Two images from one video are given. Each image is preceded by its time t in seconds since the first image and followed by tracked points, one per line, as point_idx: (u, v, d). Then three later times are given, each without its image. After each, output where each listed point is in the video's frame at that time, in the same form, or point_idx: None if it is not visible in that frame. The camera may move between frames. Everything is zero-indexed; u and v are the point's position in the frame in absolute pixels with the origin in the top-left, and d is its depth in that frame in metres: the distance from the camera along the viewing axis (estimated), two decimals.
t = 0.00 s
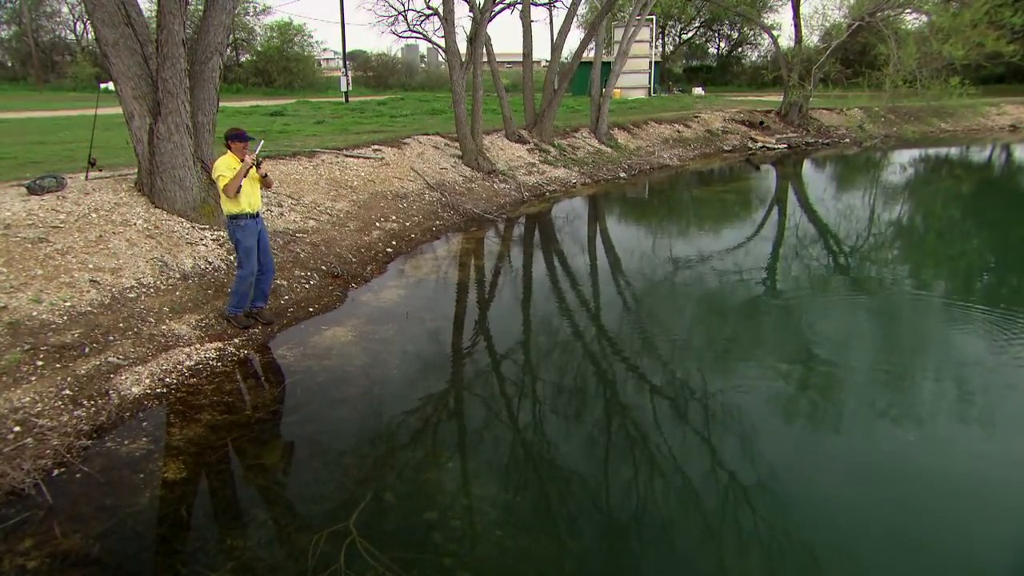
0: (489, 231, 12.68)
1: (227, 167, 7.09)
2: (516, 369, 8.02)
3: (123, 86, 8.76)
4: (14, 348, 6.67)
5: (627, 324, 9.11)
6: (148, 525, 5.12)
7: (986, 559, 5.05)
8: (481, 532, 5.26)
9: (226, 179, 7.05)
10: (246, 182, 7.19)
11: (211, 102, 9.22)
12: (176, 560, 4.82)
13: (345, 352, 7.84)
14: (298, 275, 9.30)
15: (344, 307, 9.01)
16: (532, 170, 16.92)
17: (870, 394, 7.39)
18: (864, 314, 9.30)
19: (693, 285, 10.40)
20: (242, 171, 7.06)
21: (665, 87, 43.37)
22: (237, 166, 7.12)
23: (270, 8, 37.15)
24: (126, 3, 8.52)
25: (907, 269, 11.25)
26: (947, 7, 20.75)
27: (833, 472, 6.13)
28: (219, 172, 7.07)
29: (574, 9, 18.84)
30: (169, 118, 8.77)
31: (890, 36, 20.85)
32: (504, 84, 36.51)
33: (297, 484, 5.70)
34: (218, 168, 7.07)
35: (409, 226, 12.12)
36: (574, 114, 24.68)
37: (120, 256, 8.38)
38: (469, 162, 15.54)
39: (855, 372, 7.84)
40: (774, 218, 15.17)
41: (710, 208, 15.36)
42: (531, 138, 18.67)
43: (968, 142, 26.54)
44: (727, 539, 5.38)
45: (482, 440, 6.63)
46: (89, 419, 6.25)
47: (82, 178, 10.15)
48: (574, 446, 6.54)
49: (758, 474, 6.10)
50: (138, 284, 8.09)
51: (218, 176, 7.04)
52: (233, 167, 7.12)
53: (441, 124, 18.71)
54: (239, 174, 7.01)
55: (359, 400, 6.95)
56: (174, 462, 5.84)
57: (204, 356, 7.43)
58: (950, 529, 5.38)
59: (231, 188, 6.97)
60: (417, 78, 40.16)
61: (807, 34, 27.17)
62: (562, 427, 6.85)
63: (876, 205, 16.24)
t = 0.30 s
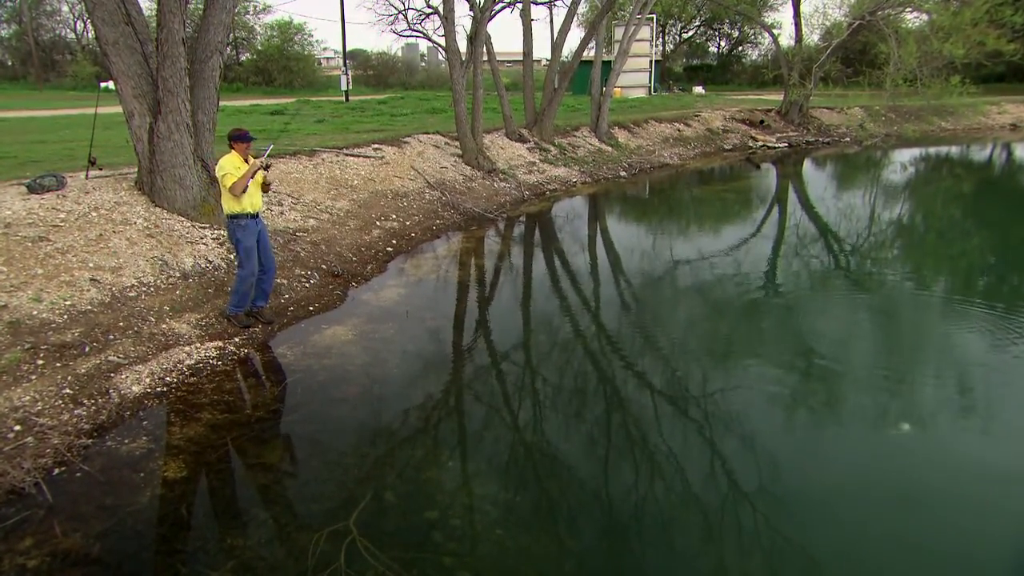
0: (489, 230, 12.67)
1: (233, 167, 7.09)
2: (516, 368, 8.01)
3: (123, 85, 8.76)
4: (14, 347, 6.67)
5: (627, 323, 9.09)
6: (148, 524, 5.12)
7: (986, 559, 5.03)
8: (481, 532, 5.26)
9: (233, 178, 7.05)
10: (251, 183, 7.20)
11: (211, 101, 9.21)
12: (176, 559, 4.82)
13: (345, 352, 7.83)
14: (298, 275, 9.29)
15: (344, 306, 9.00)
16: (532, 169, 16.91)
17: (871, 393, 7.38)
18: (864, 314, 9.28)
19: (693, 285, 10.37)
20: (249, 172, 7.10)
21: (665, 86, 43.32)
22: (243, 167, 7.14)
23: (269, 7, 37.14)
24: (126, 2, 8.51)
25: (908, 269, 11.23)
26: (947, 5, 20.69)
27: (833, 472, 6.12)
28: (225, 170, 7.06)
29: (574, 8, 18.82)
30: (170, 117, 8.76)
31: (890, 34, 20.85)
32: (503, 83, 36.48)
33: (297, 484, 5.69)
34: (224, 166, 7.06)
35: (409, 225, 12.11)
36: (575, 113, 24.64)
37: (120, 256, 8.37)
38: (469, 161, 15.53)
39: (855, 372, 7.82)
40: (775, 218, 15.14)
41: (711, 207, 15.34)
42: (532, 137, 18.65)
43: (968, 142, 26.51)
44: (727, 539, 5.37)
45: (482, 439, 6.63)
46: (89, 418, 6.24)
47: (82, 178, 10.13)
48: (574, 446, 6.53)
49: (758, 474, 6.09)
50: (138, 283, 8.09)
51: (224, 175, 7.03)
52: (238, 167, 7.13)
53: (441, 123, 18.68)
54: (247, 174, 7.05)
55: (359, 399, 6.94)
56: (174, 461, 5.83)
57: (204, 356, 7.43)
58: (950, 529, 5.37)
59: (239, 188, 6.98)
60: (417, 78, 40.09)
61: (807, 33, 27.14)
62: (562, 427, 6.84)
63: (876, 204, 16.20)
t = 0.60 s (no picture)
0: (490, 230, 12.66)
1: (236, 165, 7.09)
2: (516, 367, 8.01)
3: (123, 85, 8.75)
4: (14, 347, 6.67)
5: (628, 323, 9.08)
6: (149, 523, 5.12)
7: (988, 558, 5.04)
8: (482, 531, 5.26)
9: (236, 175, 7.06)
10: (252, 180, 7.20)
11: (212, 101, 9.21)
12: (177, 558, 4.82)
13: (346, 351, 7.84)
14: (298, 274, 9.29)
15: (345, 306, 9.00)
16: (533, 169, 16.90)
17: (871, 393, 7.37)
18: (865, 313, 9.27)
19: (694, 284, 10.36)
20: (252, 171, 7.11)
21: (666, 86, 43.27)
22: (245, 165, 7.14)
23: (270, 7, 37.12)
24: (126, 1, 8.50)
25: (909, 268, 11.22)
26: (948, 4, 20.58)
27: (835, 471, 6.12)
28: (228, 168, 7.06)
29: (575, 7, 18.79)
30: (170, 117, 8.77)
31: (891, 34, 20.82)
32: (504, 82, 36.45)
33: (298, 484, 5.69)
34: (228, 163, 7.06)
35: (410, 225, 12.10)
36: (576, 113, 24.60)
37: (120, 255, 8.36)
38: (469, 161, 15.52)
39: (856, 371, 7.81)
40: (775, 217, 15.12)
41: (711, 207, 15.33)
42: (532, 136, 18.63)
43: (969, 141, 26.48)
44: (727, 539, 5.36)
45: (482, 438, 6.62)
46: (90, 418, 6.24)
47: (83, 177, 10.12)
48: (575, 446, 6.52)
49: (759, 474, 6.08)
50: (139, 283, 8.08)
51: (227, 172, 7.03)
52: (241, 165, 7.13)
53: (442, 123, 18.67)
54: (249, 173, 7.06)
55: (360, 399, 6.94)
56: (175, 461, 5.83)
57: (205, 356, 7.42)
58: (951, 529, 5.36)
59: (241, 186, 6.99)
60: (417, 77, 40.02)
61: (808, 32, 27.07)
62: (563, 427, 6.83)
63: (877, 204, 16.17)
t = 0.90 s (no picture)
0: (493, 230, 12.67)
1: (241, 163, 7.10)
2: (519, 367, 8.01)
3: (127, 85, 8.77)
4: (19, 346, 6.69)
5: (630, 324, 9.08)
6: (153, 523, 5.14)
7: (992, 559, 5.03)
8: (485, 531, 5.27)
9: (240, 173, 7.06)
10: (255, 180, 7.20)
11: (216, 101, 9.24)
12: (180, 558, 4.83)
13: (349, 351, 7.85)
14: (302, 274, 9.29)
15: (348, 306, 9.01)
16: (536, 169, 16.89)
17: (875, 394, 7.35)
18: (868, 314, 9.26)
19: (697, 285, 10.36)
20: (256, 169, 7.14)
21: (669, 86, 43.24)
22: (249, 165, 7.14)
23: (273, 7, 37.19)
24: (130, 2, 8.52)
25: (912, 269, 11.21)
26: (952, 4, 20.41)
27: (838, 472, 6.11)
28: (232, 167, 7.06)
29: (578, 8, 18.77)
30: (174, 117, 8.80)
31: (895, 34, 20.84)
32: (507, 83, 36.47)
33: (301, 484, 5.70)
34: (233, 161, 7.07)
35: (413, 225, 12.11)
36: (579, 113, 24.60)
37: (125, 255, 8.38)
38: (473, 161, 15.54)
39: (860, 372, 7.80)
40: (779, 218, 15.11)
41: (714, 207, 15.31)
42: (535, 137, 18.62)
43: (973, 142, 26.45)
44: (730, 539, 5.37)
45: (485, 438, 6.63)
46: (94, 417, 6.27)
47: (87, 178, 10.15)
48: (578, 446, 6.53)
49: (762, 474, 6.08)
50: (143, 283, 8.10)
51: (232, 170, 7.04)
52: (246, 164, 7.14)
53: (445, 123, 18.69)
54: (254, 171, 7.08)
55: (363, 399, 6.95)
56: (179, 461, 5.85)
57: (209, 355, 7.44)
58: (953, 530, 5.35)
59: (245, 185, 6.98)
60: (421, 78, 40.02)
61: (812, 33, 27.01)
62: (565, 427, 6.83)
63: (881, 205, 16.16)
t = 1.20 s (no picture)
0: (496, 230, 12.68)
1: (243, 165, 7.11)
2: (522, 367, 8.01)
3: (132, 85, 8.78)
4: (23, 346, 6.71)
5: (633, 324, 9.07)
6: (156, 522, 5.15)
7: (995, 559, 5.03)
8: (488, 531, 5.27)
9: (244, 175, 7.07)
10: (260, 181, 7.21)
11: (219, 101, 9.25)
12: (184, 558, 4.84)
13: (352, 351, 7.85)
14: (305, 274, 9.30)
15: (351, 306, 9.02)
16: (539, 169, 16.89)
17: (878, 394, 7.34)
18: (872, 314, 9.25)
19: (700, 285, 10.36)
20: (259, 170, 7.13)
21: (672, 86, 43.23)
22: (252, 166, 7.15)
23: (277, 8, 37.25)
24: (134, 2, 8.53)
25: (916, 269, 11.21)
26: (957, 4, 20.23)
27: (840, 472, 6.11)
28: (237, 168, 7.07)
29: (582, 8, 18.76)
30: (177, 117, 8.81)
31: (899, 33, 20.88)
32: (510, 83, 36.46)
33: (304, 483, 5.71)
34: (235, 163, 7.08)
35: (416, 225, 12.12)
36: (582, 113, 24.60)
37: (129, 255, 8.39)
38: (476, 161, 15.56)
39: (862, 372, 7.80)
40: (782, 218, 15.10)
41: (717, 207, 15.31)
42: (539, 137, 18.62)
43: (977, 142, 26.42)
44: (732, 539, 5.38)
45: (488, 438, 6.63)
46: (98, 416, 6.29)
47: (92, 177, 10.17)
48: (581, 446, 6.53)
49: (764, 474, 6.08)
50: (146, 283, 8.12)
51: (235, 172, 7.05)
52: (248, 165, 7.16)
53: (449, 123, 18.69)
54: (258, 172, 7.09)
55: (366, 399, 6.97)
56: (182, 461, 5.87)
57: (212, 355, 7.46)
58: (955, 530, 5.36)
59: (250, 186, 7.00)
60: (424, 78, 40.02)
61: (815, 33, 27.00)
62: (568, 428, 6.83)
63: (884, 205, 16.14)
